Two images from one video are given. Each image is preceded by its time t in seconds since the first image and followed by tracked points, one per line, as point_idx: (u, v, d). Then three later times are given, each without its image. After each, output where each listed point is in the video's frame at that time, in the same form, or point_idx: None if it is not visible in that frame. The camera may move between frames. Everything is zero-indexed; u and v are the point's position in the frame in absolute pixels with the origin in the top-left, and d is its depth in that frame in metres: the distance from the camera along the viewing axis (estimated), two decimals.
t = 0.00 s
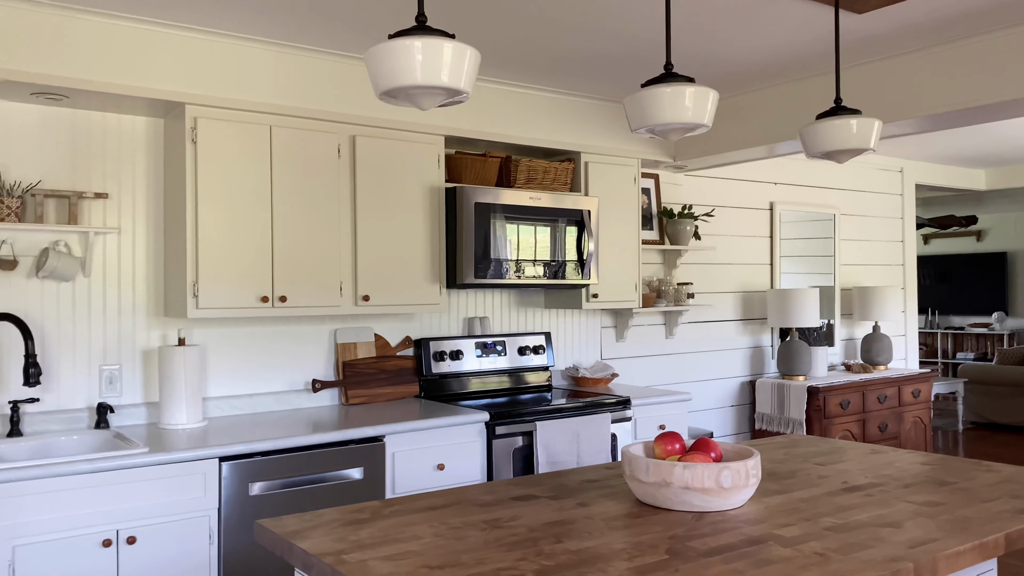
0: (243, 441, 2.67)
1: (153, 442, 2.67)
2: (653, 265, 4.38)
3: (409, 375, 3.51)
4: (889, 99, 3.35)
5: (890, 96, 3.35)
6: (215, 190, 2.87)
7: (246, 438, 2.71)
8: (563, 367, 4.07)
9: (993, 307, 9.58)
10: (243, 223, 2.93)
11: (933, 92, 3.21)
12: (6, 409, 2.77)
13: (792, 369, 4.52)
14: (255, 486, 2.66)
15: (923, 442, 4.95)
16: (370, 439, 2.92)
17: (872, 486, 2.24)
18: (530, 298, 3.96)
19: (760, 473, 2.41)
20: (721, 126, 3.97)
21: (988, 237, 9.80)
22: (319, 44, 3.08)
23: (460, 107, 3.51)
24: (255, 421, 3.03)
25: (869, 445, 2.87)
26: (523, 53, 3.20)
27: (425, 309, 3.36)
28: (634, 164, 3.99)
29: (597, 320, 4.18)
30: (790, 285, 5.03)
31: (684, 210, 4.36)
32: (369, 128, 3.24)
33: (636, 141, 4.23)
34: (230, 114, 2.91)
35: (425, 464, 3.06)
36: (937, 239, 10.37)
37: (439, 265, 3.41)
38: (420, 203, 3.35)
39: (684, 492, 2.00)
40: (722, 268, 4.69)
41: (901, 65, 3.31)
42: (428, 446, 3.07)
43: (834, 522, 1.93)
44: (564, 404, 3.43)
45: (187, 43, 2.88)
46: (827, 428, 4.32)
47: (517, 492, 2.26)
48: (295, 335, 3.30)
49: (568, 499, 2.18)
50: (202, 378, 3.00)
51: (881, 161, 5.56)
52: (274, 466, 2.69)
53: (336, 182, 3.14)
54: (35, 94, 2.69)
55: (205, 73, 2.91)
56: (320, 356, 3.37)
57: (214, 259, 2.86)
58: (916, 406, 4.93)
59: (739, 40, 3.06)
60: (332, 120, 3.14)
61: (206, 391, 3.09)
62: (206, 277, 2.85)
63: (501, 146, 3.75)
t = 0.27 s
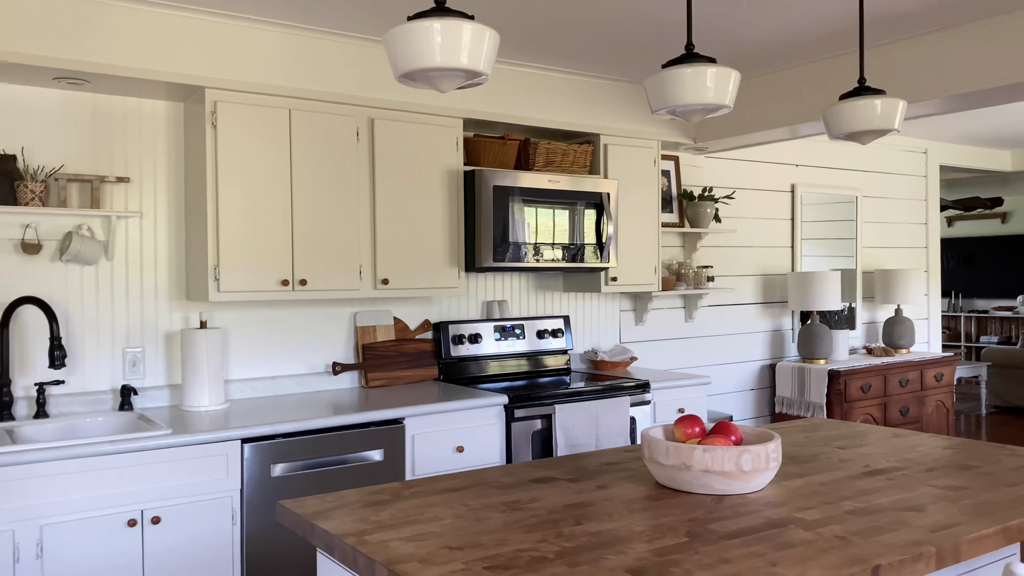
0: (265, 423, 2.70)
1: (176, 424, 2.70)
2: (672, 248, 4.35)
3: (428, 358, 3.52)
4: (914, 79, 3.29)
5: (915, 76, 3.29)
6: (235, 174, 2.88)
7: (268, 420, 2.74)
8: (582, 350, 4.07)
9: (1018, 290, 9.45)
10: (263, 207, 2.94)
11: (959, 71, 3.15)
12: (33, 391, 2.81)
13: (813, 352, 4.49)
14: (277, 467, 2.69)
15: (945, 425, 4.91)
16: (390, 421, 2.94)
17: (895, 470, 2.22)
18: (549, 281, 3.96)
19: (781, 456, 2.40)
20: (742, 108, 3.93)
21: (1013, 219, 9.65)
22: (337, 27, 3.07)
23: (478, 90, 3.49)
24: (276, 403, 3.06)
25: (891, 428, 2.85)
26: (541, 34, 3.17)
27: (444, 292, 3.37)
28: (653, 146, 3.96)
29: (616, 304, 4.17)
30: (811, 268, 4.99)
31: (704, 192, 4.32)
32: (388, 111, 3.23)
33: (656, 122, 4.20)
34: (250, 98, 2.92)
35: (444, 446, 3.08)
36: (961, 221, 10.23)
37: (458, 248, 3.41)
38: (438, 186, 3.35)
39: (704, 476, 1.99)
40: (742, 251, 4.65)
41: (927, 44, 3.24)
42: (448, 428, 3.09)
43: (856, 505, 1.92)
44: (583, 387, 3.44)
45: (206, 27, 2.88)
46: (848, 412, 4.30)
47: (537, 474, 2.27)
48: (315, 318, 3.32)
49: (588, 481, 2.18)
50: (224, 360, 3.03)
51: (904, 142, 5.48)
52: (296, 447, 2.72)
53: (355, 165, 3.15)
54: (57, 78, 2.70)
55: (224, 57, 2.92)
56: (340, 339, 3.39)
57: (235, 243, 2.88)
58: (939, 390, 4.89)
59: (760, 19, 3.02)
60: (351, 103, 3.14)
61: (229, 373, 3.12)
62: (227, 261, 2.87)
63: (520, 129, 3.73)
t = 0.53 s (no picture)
0: (287, 406, 2.73)
1: (199, 406, 2.74)
2: (692, 231, 4.33)
3: (447, 341, 3.53)
4: (940, 58, 3.24)
5: (941, 55, 3.24)
6: (255, 158, 2.89)
7: (290, 403, 2.76)
8: (601, 334, 4.07)
9: None
10: (283, 191, 2.95)
11: (986, 50, 3.10)
12: (59, 373, 2.86)
13: (834, 336, 4.46)
14: (299, 449, 2.71)
15: (968, 409, 4.87)
16: (410, 404, 2.96)
17: (917, 454, 2.21)
18: (568, 265, 3.95)
19: (802, 440, 2.40)
20: (763, 89, 3.89)
21: None
22: (356, 10, 3.07)
23: (496, 73, 3.47)
24: (297, 385, 3.09)
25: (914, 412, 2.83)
26: (560, 16, 3.15)
27: (463, 276, 3.37)
28: (673, 129, 3.93)
29: (635, 287, 4.16)
30: (833, 251, 4.95)
31: (725, 174, 4.29)
32: (407, 95, 3.22)
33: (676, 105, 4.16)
34: (269, 82, 2.92)
35: (464, 429, 3.09)
36: (985, 204, 10.08)
37: (477, 232, 3.41)
38: (457, 169, 3.34)
39: (724, 459, 1.99)
40: (762, 235, 4.62)
41: (954, 23, 3.18)
42: (467, 411, 3.10)
43: (878, 489, 1.92)
44: (602, 371, 3.44)
45: (226, 11, 2.89)
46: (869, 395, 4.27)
47: (557, 457, 2.28)
48: (336, 301, 3.34)
49: (608, 464, 2.19)
50: (246, 343, 3.06)
51: (928, 123, 5.40)
52: (317, 429, 2.74)
53: (375, 149, 3.15)
54: (79, 63, 2.72)
55: (244, 41, 2.92)
56: (360, 322, 3.41)
57: (256, 227, 2.90)
58: (962, 373, 4.84)
59: None
60: (369, 87, 3.13)
61: (250, 356, 3.15)
62: (248, 245, 2.89)
63: (538, 112, 3.71)
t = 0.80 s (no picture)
0: (308, 388, 2.75)
1: (221, 389, 2.77)
2: (713, 214, 4.30)
3: (466, 325, 3.54)
4: (967, 38, 3.18)
5: (968, 34, 3.17)
6: (275, 142, 2.90)
7: (311, 385, 2.79)
8: (620, 318, 4.06)
9: None
10: (303, 175, 2.96)
11: (1015, 29, 3.04)
12: (83, 355, 2.90)
13: (856, 320, 4.42)
14: (320, 431, 2.74)
15: (991, 394, 4.82)
16: (429, 387, 2.98)
17: (940, 439, 2.19)
18: (587, 249, 3.95)
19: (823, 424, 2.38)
20: (786, 71, 3.84)
21: None
22: None
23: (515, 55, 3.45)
24: (318, 368, 3.11)
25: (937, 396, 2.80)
26: None
27: (482, 260, 3.37)
28: (694, 111, 3.90)
29: (654, 271, 4.15)
30: (855, 235, 4.89)
31: (745, 157, 4.25)
32: (426, 78, 3.21)
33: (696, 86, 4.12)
34: (289, 66, 2.92)
35: (483, 412, 3.11)
36: (1011, 187, 9.90)
37: (496, 215, 3.41)
38: (476, 153, 3.34)
39: (744, 443, 1.99)
40: (783, 218, 4.57)
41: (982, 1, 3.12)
42: (486, 394, 3.11)
43: (901, 474, 1.90)
44: (620, 355, 3.43)
45: None
46: (891, 379, 4.24)
47: (576, 440, 2.28)
48: (355, 285, 3.36)
49: (627, 447, 2.19)
50: (267, 326, 3.08)
51: (953, 105, 5.31)
52: (337, 412, 2.76)
53: (394, 132, 3.15)
54: (100, 48, 2.74)
55: (263, 25, 2.92)
56: (380, 306, 3.42)
57: (276, 211, 2.91)
58: (985, 358, 4.79)
59: None
60: (388, 70, 3.13)
61: (271, 339, 3.18)
62: (269, 228, 2.90)
63: (557, 94, 3.69)
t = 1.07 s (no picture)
0: (328, 371, 2.77)
1: (243, 371, 2.80)
2: (734, 197, 4.27)
3: (484, 309, 3.55)
4: (995, 17, 3.12)
5: (996, 13, 3.11)
6: (295, 126, 2.91)
7: (331, 368, 2.81)
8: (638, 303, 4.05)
9: None
10: (322, 159, 2.97)
11: None
12: (107, 338, 2.93)
13: (877, 304, 4.39)
14: (341, 413, 2.76)
15: (1014, 380, 4.77)
16: (449, 370, 2.99)
17: (963, 424, 2.17)
18: (606, 233, 3.93)
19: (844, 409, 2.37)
20: (808, 52, 3.79)
21: None
22: None
23: (534, 38, 3.43)
24: (338, 352, 3.13)
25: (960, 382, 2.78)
26: None
27: (501, 244, 3.37)
28: (714, 94, 3.86)
29: (674, 255, 4.13)
30: (878, 219, 4.84)
31: (767, 139, 4.22)
32: (445, 61, 3.20)
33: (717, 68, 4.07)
34: (308, 49, 2.92)
35: (502, 395, 3.12)
36: None
37: (515, 199, 3.40)
38: (495, 136, 3.33)
39: (765, 427, 1.98)
40: (805, 202, 4.53)
41: None
42: (505, 378, 3.12)
43: (923, 459, 1.89)
44: (639, 339, 3.43)
45: None
46: (913, 364, 4.20)
47: (595, 424, 2.28)
48: (375, 269, 3.37)
49: (646, 431, 2.19)
50: (288, 309, 3.10)
51: (979, 86, 5.23)
52: (357, 395, 2.78)
53: (413, 116, 3.14)
54: (121, 32, 2.75)
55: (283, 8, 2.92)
56: (399, 290, 3.43)
57: (296, 195, 2.92)
58: (1009, 343, 4.73)
59: None
60: (407, 53, 3.12)
61: (292, 323, 3.20)
62: (289, 212, 2.91)
63: (576, 77, 3.67)
